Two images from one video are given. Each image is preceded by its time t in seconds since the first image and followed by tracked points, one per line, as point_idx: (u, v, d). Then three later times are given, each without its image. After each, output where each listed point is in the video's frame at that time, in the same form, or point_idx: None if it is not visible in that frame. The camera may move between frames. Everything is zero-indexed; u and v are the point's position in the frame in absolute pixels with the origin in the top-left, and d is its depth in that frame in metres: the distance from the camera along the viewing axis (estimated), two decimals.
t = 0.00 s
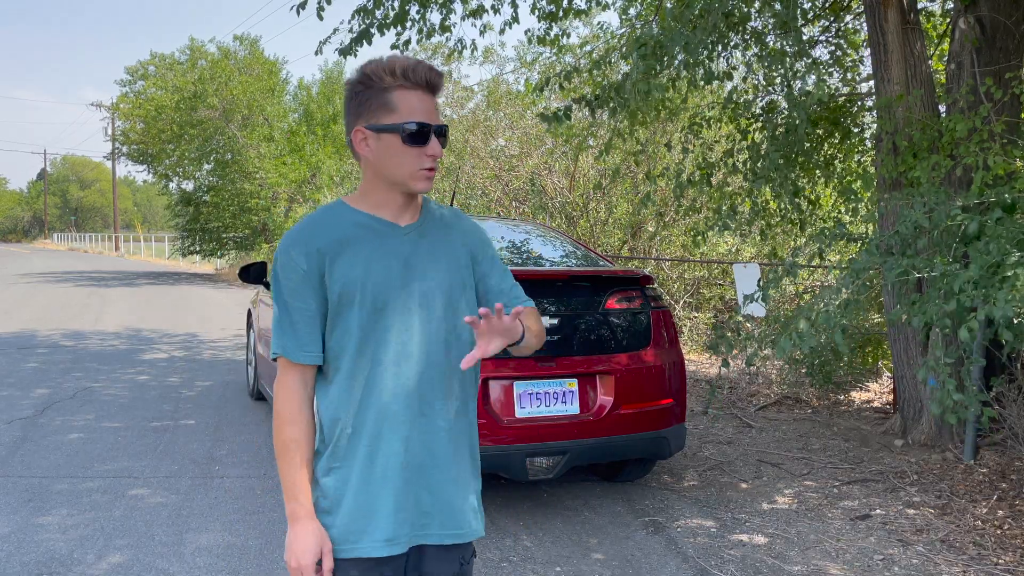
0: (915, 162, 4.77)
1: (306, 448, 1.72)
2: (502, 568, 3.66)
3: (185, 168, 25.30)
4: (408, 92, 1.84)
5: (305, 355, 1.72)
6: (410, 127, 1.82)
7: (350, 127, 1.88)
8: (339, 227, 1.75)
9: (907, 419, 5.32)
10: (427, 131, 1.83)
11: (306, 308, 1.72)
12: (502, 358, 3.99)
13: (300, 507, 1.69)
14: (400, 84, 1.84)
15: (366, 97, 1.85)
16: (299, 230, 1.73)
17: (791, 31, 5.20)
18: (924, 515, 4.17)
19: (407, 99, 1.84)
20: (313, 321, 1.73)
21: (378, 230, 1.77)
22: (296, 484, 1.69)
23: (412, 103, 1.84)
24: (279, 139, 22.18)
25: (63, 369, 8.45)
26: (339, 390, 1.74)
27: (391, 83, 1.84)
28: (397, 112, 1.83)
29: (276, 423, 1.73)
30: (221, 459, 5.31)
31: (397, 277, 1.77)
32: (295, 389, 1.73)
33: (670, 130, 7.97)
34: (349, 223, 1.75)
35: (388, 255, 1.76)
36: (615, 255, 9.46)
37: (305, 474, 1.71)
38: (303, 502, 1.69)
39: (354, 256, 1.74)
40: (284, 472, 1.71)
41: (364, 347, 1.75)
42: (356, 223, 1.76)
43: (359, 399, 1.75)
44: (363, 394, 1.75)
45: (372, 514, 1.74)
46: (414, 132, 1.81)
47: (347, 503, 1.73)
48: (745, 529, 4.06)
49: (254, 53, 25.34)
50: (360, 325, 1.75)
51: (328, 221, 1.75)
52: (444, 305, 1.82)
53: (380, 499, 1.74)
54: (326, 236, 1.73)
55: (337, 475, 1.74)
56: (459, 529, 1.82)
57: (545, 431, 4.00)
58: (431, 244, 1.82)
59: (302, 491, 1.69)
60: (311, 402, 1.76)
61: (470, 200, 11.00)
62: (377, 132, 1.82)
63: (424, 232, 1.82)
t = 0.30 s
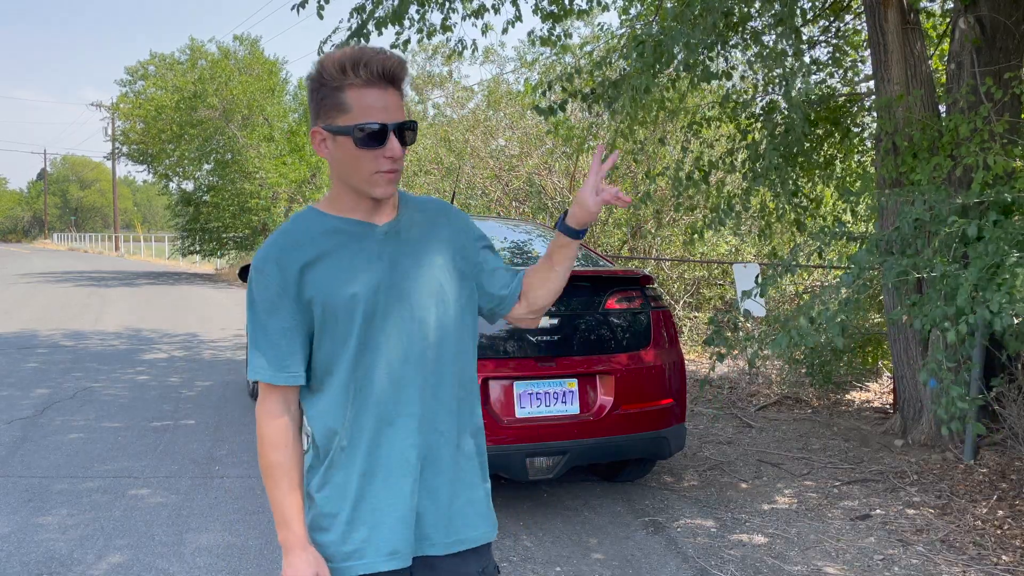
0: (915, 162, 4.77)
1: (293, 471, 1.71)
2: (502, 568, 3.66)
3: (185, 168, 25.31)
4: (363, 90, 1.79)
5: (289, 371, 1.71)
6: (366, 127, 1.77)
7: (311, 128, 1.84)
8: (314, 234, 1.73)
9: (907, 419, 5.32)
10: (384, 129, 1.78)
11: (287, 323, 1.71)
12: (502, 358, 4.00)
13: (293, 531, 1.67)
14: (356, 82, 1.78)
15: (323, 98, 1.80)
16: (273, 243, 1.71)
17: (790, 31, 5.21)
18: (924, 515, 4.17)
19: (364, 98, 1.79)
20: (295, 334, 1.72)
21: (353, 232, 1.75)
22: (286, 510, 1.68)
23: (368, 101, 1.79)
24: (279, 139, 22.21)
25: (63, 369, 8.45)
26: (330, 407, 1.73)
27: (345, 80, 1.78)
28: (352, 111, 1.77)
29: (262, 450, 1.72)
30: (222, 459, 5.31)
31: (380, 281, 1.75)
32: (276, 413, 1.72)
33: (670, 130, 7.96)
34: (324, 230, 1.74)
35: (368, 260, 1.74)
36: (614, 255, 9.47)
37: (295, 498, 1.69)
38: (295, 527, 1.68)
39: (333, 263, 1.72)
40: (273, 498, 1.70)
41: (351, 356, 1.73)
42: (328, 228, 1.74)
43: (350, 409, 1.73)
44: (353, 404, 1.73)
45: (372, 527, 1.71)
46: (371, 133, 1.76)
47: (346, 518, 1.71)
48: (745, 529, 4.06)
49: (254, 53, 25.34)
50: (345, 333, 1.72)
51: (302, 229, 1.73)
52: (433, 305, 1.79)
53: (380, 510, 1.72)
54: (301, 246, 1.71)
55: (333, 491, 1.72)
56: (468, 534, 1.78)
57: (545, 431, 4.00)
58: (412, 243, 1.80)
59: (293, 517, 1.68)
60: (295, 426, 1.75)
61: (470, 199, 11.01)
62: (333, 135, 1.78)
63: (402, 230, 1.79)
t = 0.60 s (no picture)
0: (915, 162, 4.77)
1: (284, 477, 1.63)
2: (502, 568, 3.66)
3: (185, 168, 25.31)
4: (366, 87, 1.77)
5: (288, 376, 1.63)
6: (366, 125, 1.75)
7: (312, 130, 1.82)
8: (317, 234, 1.66)
9: (907, 419, 5.32)
10: (384, 127, 1.76)
11: (288, 327, 1.63)
12: (502, 358, 3.99)
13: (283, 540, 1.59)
14: (358, 80, 1.77)
15: (325, 99, 1.78)
16: (272, 242, 1.64)
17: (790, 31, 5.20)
18: (924, 515, 4.17)
19: (366, 95, 1.77)
20: (296, 337, 1.65)
21: (360, 234, 1.70)
22: (275, 517, 1.60)
23: (368, 97, 1.77)
24: (279, 139, 22.22)
25: (63, 369, 8.45)
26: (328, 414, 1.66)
27: (347, 78, 1.76)
28: (352, 109, 1.76)
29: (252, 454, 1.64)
30: (222, 459, 5.31)
31: (384, 283, 1.70)
32: (269, 416, 1.64)
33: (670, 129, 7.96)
34: (328, 230, 1.68)
35: (372, 262, 1.69)
36: (614, 255, 9.47)
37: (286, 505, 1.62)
38: (286, 535, 1.60)
39: (337, 265, 1.66)
40: (263, 504, 1.62)
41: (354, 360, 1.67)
42: (333, 229, 1.68)
43: (352, 416, 1.67)
44: (355, 410, 1.67)
45: (374, 536, 1.66)
46: (372, 130, 1.74)
47: (345, 527, 1.65)
48: (745, 529, 4.06)
49: (254, 53, 25.34)
50: (348, 336, 1.67)
51: (305, 229, 1.66)
52: (433, 308, 1.76)
53: (380, 518, 1.67)
54: (304, 247, 1.65)
55: (331, 499, 1.66)
56: (466, 540, 1.76)
57: (545, 431, 4.00)
58: (413, 245, 1.77)
59: (284, 523, 1.61)
60: (288, 430, 1.67)
61: (470, 199, 11.01)
62: (334, 135, 1.76)
63: (406, 235, 1.77)
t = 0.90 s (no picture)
0: (915, 162, 4.77)
1: (278, 479, 1.64)
2: (502, 568, 3.66)
3: (184, 168, 25.30)
4: (367, 93, 1.76)
5: (285, 378, 1.63)
6: (365, 130, 1.74)
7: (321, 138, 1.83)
8: (322, 239, 1.65)
9: (907, 419, 5.32)
10: (382, 131, 1.75)
11: (288, 330, 1.63)
12: (502, 358, 3.99)
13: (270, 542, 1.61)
14: (360, 86, 1.76)
15: (330, 105, 1.79)
16: (275, 245, 1.63)
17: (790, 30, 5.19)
18: (924, 515, 4.17)
19: (367, 100, 1.76)
20: (296, 340, 1.64)
21: (366, 241, 1.68)
22: (266, 518, 1.61)
23: (369, 102, 1.76)
24: (279, 139, 22.17)
25: (63, 369, 8.45)
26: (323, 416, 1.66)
27: (348, 83, 1.76)
28: (353, 115, 1.76)
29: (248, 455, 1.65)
30: (222, 459, 5.31)
31: (387, 289, 1.68)
32: (267, 418, 1.65)
33: (670, 129, 7.95)
34: (334, 235, 1.66)
35: (375, 267, 1.68)
36: (614, 255, 9.47)
37: (276, 506, 1.63)
38: (275, 537, 1.61)
39: (341, 269, 1.65)
40: (256, 504, 1.63)
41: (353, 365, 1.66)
42: (338, 235, 1.66)
43: (347, 420, 1.66)
44: (351, 414, 1.66)
45: (361, 540, 1.65)
46: (371, 134, 1.74)
47: (333, 528, 1.65)
48: (745, 529, 4.07)
49: (255, 53, 25.34)
50: (348, 341, 1.65)
51: (310, 233, 1.65)
52: (437, 315, 1.74)
53: (369, 521, 1.66)
54: (309, 250, 1.64)
55: (321, 500, 1.67)
56: (456, 548, 1.75)
57: (545, 431, 4.00)
58: (420, 252, 1.75)
59: (274, 525, 1.62)
60: (284, 432, 1.67)
61: (470, 199, 11.01)
62: (337, 141, 1.77)
63: (415, 243, 1.75)
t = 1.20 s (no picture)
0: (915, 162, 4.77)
1: (294, 471, 1.63)
2: (503, 568, 3.66)
3: (185, 169, 25.31)
4: (358, 79, 1.77)
5: (289, 372, 1.64)
6: (358, 117, 1.74)
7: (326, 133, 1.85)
8: (322, 235, 1.67)
9: (907, 419, 5.32)
10: (375, 115, 1.74)
11: (289, 324, 1.65)
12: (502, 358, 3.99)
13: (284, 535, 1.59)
14: (352, 73, 1.77)
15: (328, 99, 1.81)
16: (279, 241, 1.65)
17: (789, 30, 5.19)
18: (923, 515, 4.17)
19: (359, 86, 1.77)
20: (299, 336, 1.66)
21: (367, 235, 1.69)
22: (283, 511, 1.60)
23: (362, 90, 1.76)
24: (279, 140, 21.99)
25: (63, 369, 8.45)
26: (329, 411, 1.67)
27: (341, 75, 1.78)
28: (347, 104, 1.76)
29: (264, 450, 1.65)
30: (222, 460, 5.31)
31: (387, 284, 1.68)
32: (281, 411, 1.66)
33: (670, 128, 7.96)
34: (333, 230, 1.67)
35: (376, 263, 1.68)
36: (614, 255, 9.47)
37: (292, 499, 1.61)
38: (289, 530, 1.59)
39: (339, 264, 1.66)
40: (272, 498, 1.62)
41: (353, 359, 1.66)
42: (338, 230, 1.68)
43: (348, 415, 1.66)
44: (353, 410, 1.66)
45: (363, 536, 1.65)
46: (364, 121, 1.74)
47: (340, 522, 1.66)
48: (745, 529, 4.07)
49: (254, 53, 25.34)
50: (348, 335, 1.66)
51: (309, 228, 1.67)
52: (442, 310, 1.73)
53: (372, 518, 1.66)
54: (309, 246, 1.66)
55: (328, 494, 1.68)
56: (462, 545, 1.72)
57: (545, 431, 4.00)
58: (424, 247, 1.73)
59: (292, 518, 1.60)
60: (299, 427, 1.67)
61: (470, 199, 11.01)
62: (335, 133, 1.78)
63: (419, 237, 1.73)
